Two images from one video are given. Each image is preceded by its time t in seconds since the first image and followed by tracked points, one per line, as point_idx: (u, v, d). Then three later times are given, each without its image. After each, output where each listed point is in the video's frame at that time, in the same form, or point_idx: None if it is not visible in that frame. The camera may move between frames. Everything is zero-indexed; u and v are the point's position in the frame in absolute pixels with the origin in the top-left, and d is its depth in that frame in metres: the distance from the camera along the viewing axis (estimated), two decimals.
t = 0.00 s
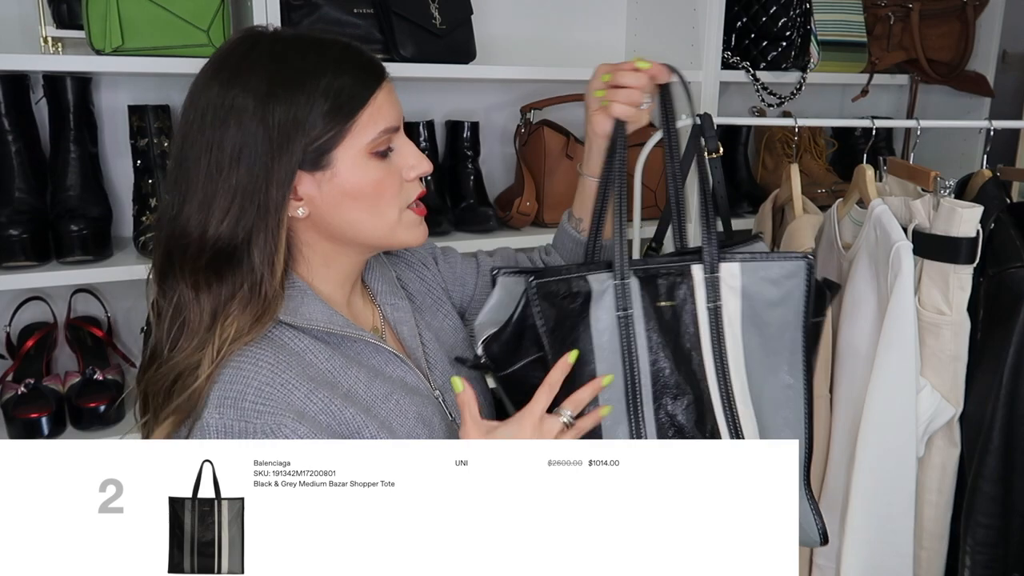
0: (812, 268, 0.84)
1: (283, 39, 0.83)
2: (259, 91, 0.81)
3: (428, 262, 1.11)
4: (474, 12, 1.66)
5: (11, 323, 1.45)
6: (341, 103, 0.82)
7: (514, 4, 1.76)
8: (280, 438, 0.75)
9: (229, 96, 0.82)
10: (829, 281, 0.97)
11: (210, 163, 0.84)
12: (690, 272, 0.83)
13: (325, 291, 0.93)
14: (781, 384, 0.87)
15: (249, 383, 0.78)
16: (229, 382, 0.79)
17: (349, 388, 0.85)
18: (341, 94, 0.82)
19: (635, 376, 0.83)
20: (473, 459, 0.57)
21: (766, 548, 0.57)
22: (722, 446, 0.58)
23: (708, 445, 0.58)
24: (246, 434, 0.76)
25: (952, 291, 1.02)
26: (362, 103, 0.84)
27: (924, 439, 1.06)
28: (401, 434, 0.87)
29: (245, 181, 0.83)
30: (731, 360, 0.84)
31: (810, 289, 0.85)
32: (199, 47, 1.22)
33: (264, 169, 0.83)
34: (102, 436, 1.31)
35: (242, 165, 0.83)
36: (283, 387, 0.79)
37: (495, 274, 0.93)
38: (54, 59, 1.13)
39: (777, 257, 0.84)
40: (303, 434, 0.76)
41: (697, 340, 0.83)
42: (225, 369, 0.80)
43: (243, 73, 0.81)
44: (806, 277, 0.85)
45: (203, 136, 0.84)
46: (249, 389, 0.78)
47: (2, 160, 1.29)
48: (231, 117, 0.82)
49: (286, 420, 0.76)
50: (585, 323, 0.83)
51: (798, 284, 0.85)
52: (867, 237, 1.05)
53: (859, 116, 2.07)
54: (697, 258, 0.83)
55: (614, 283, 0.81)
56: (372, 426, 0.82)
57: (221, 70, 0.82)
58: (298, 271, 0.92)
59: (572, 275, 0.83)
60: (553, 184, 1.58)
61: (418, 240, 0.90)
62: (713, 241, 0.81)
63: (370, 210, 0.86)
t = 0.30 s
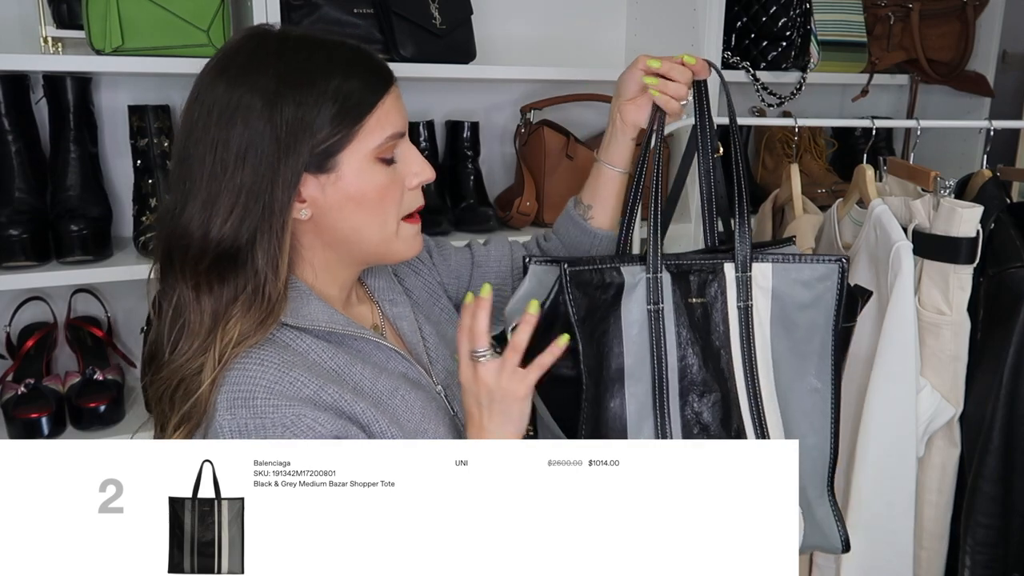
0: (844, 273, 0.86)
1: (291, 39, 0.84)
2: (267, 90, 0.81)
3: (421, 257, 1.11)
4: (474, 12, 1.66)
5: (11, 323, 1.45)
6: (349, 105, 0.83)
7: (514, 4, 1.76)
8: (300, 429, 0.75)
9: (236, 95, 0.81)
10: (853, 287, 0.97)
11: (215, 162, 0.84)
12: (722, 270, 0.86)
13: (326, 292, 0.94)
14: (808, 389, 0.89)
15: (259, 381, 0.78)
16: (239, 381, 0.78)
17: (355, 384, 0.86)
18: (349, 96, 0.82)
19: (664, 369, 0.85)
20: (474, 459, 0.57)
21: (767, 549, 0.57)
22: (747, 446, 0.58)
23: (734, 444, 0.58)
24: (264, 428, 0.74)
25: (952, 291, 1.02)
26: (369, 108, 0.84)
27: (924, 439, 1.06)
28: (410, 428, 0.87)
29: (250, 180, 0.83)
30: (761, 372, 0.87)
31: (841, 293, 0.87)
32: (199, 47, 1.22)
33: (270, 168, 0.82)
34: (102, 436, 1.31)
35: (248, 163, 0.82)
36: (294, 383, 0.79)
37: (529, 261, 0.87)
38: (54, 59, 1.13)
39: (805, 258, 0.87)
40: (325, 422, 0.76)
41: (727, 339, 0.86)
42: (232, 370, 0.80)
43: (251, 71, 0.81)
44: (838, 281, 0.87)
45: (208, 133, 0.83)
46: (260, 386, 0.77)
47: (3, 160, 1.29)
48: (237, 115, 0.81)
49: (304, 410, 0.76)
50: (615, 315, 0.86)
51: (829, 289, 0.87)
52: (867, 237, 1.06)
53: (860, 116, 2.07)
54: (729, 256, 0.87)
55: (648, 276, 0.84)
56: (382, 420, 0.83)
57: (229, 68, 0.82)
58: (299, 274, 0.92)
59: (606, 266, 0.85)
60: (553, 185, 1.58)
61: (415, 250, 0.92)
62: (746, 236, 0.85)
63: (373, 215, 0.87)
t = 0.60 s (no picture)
0: (846, 283, 0.85)
1: (304, 39, 0.84)
2: (277, 87, 0.81)
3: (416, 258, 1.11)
4: (474, 12, 1.66)
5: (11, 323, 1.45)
6: (357, 107, 0.83)
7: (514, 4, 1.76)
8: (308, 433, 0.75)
9: (245, 90, 0.81)
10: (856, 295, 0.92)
11: (221, 153, 0.83)
12: (724, 280, 0.86)
13: (322, 293, 0.95)
14: (808, 397, 0.88)
15: (264, 385, 0.78)
16: (243, 387, 0.78)
17: (357, 386, 0.86)
18: (356, 101, 0.83)
19: (668, 380, 0.86)
20: (473, 459, 0.57)
21: (767, 548, 0.57)
22: (745, 446, 0.58)
23: (733, 444, 0.58)
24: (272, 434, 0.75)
25: (952, 291, 1.02)
26: (376, 114, 0.85)
27: (924, 439, 1.06)
28: (413, 429, 0.88)
29: (255, 175, 0.83)
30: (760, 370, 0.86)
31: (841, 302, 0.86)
32: (199, 46, 1.22)
33: (275, 165, 0.82)
34: (102, 436, 1.31)
35: (254, 158, 0.82)
36: (298, 387, 0.79)
37: (531, 272, 0.93)
38: (54, 58, 1.13)
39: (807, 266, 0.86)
40: (331, 425, 0.77)
41: (730, 349, 0.86)
42: (236, 373, 0.80)
43: (262, 67, 0.81)
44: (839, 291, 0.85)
45: (215, 125, 0.82)
46: (265, 391, 0.77)
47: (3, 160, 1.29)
48: (245, 110, 0.81)
49: (310, 414, 0.76)
50: (620, 327, 0.86)
51: (830, 299, 0.86)
52: (867, 237, 1.05)
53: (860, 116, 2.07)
54: (730, 266, 0.86)
55: (652, 287, 0.84)
56: (385, 422, 0.83)
57: (239, 63, 0.82)
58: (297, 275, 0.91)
59: (611, 277, 0.86)
60: (552, 185, 1.58)
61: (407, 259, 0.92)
62: (747, 245, 0.84)
63: (369, 219, 0.87)
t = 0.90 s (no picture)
0: (837, 287, 0.85)
1: (308, 41, 0.84)
2: (279, 86, 0.81)
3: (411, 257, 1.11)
4: (473, 11, 1.66)
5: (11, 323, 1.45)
6: (358, 108, 0.83)
7: (515, 4, 1.76)
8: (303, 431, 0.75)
9: (246, 86, 0.81)
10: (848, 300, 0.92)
11: (220, 146, 0.83)
12: (718, 280, 0.86)
13: (314, 292, 0.95)
14: (795, 398, 0.89)
15: (256, 386, 0.78)
16: (235, 388, 0.78)
17: (349, 386, 0.86)
18: (356, 105, 0.83)
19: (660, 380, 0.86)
20: (473, 459, 0.57)
21: (766, 549, 0.57)
22: (734, 446, 0.57)
23: (722, 444, 0.58)
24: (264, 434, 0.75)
25: (952, 291, 1.02)
26: (375, 118, 0.85)
27: (924, 439, 1.06)
28: (407, 427, 0.87)
29: (253, 170, 0.83)
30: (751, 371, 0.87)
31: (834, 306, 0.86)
32: (199, 47, 1.22)
33: (273, 162, 0.82)
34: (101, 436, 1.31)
35: (252, 153, 0.82)
36: (290, 387, 0.79)
37: (531, 263, 0.90)
38: (54, 59, 1.13)
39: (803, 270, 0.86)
40: (325, 421, 0.77)
41: (723, 346, 0.87)
42: (228, 371, 0.80)
43: (264, 66, 0.81)
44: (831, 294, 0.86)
45: (215, 119, 0.83)
46: (257, 391, 0.77)
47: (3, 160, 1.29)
48: (245, 106, 0.81)
49: (305, 412, 0.76)
50: (616, 321, 0.86)
51: (821, 303, 0.86)
52: (867, 237, 1.05)
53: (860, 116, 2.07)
54: (725, 266, 0.86)
55: (648, 283, 0.84)
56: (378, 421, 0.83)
57: (242, 60, 0.82)
58: (290, 275, 0.92)
59: (607, 271, 0.85)
60: (552, 185, 1.58)
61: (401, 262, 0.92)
62: (742, 244, 0.84)
63: (361, 223, 0.87)
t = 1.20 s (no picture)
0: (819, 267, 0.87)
1: (295, 37, 0.84)
2: (268, 85, 0.81)
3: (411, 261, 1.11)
4: (473, 12, 1.66)
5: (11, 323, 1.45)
6: (348, 101, 0.83)
7: (514, 4, 1.76)
8: (310, 428, 0.75)
9: (236, 88, 0.81)
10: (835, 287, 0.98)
11: (215, 150, 0.83)
12: (698, 267, 0.86)
13: (318, 290, 0.94)
14: (786, 381, 0.89)
15: (262, 383, 0.78)
16: (242, 385, 0.78)
17: (353, 384, 0.86)
18: (345, 98, 0.83)
19: (638, 371, 0.86)
20: (474, 459, 0.57)
21: (767, 549, 0.57)
22: (733, 446, 0.58)
23: (723, 444, 0.58)
24: (272, 430, 0.75)
25: (952, 291, 1.02)
26: (366, 110, 0.84)
27: (924, 439, 1.06)
28: (410, 426, 0.88)
29: (250, 172, 0.83)
30: (737, 354, 0.87)
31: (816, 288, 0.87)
32: (200, 47, 1.22)
33: (270, 162, 0.82)
34: (101, 436, 1.30)
35: (247, 155, 0.82)
36: (297, 384, 0.79)
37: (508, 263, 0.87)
38: (55, 59, 1.13)
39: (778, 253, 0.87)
40: (332, 418, 0.77)
41: (704, 336, 0.87)
42: (234, 370, 0.80)
43: (252, 65, 0.81)
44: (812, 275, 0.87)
45: (209, 123, 0.83)
46: (264, 388, 0.77)
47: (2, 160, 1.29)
48: (237, 108, 0.81)
49: (313, 408, 0.76)
50: (588, 312, 0.86)
51: (804, 283, 0.87)
52: (867, 236, 1.05)
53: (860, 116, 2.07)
54: (704, 253, 0.86)
55: (617, 274, 0.85)
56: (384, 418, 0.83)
57: (230, 61, 0.82)
58: (292, 275, 0.92)
59: (574, 263, 0.86)
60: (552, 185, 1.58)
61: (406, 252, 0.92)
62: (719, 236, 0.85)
63: (361, 214, 0.87)
